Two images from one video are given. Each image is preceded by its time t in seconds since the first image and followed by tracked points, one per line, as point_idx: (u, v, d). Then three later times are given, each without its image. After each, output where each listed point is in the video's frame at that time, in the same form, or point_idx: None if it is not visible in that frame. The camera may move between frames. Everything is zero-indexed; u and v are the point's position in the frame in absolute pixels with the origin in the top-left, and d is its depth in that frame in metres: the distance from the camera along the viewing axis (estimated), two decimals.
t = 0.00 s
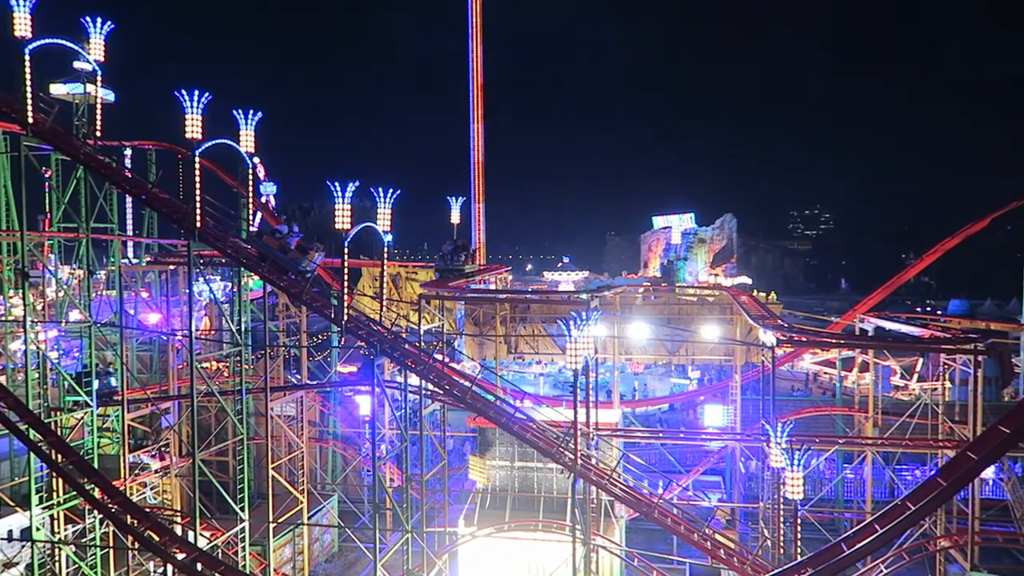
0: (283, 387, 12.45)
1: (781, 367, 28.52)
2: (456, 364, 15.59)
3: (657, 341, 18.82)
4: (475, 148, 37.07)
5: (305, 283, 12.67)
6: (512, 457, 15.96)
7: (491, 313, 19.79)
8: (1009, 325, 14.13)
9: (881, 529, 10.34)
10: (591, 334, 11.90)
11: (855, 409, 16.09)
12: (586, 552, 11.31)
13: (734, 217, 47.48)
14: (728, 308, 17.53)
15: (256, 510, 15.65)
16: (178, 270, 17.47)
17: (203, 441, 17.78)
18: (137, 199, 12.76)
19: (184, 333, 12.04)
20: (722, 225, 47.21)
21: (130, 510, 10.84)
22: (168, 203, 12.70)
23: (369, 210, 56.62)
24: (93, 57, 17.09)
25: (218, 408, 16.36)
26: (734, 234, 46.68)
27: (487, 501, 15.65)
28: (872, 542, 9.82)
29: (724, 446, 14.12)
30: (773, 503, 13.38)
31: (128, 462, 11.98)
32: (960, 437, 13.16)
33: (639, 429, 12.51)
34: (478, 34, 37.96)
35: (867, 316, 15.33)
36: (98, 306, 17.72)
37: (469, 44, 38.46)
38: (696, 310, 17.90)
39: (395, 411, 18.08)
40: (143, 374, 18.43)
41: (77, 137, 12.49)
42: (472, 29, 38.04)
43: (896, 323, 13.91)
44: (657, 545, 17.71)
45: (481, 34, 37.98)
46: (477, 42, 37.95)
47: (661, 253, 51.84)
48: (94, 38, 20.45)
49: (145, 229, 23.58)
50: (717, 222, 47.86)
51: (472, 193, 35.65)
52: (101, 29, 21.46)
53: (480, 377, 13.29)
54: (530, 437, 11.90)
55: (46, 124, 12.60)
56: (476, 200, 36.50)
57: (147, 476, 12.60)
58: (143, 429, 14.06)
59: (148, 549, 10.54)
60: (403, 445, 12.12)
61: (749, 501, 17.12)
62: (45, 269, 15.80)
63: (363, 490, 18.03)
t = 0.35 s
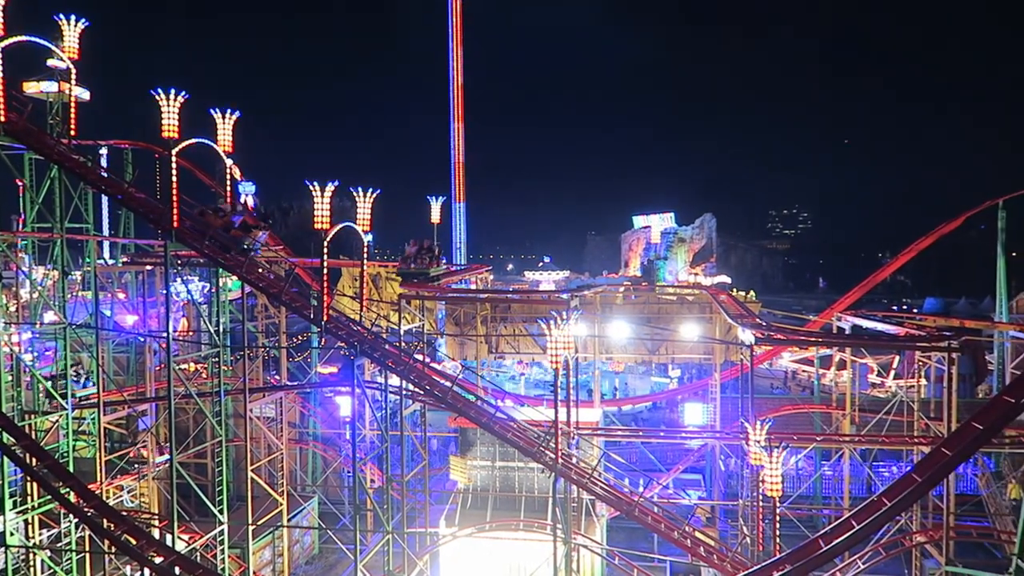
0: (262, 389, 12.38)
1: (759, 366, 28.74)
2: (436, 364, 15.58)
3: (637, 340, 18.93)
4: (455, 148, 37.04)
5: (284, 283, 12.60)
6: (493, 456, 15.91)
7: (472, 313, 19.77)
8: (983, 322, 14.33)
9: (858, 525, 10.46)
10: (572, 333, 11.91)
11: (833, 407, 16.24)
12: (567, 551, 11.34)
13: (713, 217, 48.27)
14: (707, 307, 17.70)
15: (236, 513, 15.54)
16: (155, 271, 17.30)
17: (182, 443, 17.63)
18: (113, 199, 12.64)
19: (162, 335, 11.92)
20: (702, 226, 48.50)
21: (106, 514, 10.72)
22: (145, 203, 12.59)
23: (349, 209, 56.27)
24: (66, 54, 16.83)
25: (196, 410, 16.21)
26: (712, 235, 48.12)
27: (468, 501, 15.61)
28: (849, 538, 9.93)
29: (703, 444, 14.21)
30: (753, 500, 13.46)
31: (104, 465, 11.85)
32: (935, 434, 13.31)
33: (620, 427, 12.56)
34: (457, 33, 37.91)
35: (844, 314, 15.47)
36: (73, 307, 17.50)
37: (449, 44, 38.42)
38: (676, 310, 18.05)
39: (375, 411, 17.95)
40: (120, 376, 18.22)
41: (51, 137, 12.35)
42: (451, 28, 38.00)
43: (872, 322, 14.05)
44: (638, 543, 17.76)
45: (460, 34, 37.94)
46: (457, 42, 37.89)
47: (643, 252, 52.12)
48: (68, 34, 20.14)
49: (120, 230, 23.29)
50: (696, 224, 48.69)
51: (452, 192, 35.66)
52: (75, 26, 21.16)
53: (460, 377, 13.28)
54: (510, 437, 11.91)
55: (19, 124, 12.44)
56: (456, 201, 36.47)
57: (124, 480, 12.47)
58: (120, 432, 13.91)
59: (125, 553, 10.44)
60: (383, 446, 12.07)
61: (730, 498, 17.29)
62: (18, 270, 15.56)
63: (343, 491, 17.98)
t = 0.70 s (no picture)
0: (242, 390, 12.28)
1: (738, 364, 28.98)
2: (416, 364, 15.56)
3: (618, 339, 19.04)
4: (434, 148, 37.04)
5: (262, 284, 12.52)
6: (474, 456, 15.95)
7: (453, 312, 19.71)
8: (957, 319, 14.52)
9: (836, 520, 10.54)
10: (552, 332, 11.91)
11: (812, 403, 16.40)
12: (549, 549, 11.35)
13: (689, 214, 49.01)
14: (687, 306, 17.86)
15: (216, 515, 15.40)
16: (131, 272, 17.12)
17: (160, 446, 17.43)
18: (88, 199, 12.50)
19: (138, 336, 11.76)
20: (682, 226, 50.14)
21: (82, 518, 10.59)
22: (122, 203, 12.55)
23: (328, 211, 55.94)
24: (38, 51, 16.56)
25: (175, 411, 16.03)
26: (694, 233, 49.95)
27: (450, 501, 15.59)
28: (828, 532, 10.00)
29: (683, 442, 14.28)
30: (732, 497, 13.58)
31: (80, 469, 11.67)
32: (911, 429, 13.47)
33: (601, 426, 12.58)
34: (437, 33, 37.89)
35: (822, 311, 15.58)
36: (48, 308, 17.25)
37: (428, 44, 38.43)
38: (656, 308, 18.20)
39: (355, 411, 17.89)
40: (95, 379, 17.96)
41: (25, 136, 12.19)
42: (430, 28, 37.98)
43: (850, 319, 14.20)
44: (620, 541, 17.82)
45: (440, 33, 37.94)
46: (436, 42, 37.89)
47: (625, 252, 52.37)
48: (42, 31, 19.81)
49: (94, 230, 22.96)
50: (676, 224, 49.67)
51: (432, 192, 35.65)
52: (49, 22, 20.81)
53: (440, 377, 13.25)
54: (492, 436, 11.90)
55: None
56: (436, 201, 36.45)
57: (100, 483, 12.30)
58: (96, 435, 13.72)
59: (101, 557, 10.30)
60: (363, 446, 12.04)
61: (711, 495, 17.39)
62: None
63: (323, 492, 17.91)
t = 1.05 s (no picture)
0: (219, 391, 12.19)
1: (716, 361, 29.19)
2: (396, 363, 15.53)
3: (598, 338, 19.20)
4: (413, 147, 36.91)
5: (239, 284, 12.44)
6: (454, 456, 15.98)
7: (433, 311, 19.66)
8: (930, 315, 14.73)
9: (812, 515, 10.64)
10: (531, 331, 11.87)
11: (789, 400, 16.56)
12: (529, 548, 11.37)
13: (669, 214, 49.60)
14: (666, 304, 18.08)
15: (194, 518, 15.27)
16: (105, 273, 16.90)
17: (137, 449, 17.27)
18: (60, 200, 12.35)
19: (112, 338, 11.60)
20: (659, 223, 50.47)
21: (55, 523, 10.41)
22: (95, 204, 12.38)
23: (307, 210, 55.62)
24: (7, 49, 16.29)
25: (151, 413, 15.86)
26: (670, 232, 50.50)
27: (430, 500, 15.55)
28: (805, 528, 10.09)
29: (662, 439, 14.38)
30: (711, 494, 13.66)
31: (54, 473, 11.52)
32: (886, 425, 13.65)
33: (580, 424, 12.61)
34: (415, 31, 37.78)
35: (798, 308, 15.77)
36: (20, 311, 16.97)
37: (406, 42, 38.33)
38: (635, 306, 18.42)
39: (334, 411, 17.84)
40: (68, 382, 17.69)
41: None
42: (408, 26, 37.87)
43: (826, 315, 14.35)
44: (600, 539, 17.87)
45: (417, 31, 37.81)
46: (413, 38, 37.79)
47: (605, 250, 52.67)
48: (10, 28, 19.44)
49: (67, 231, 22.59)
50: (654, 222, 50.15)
51: (410, 191, 35.59)
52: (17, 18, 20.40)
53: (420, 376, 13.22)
54: (471, 435, 11.90)
55: None
56: (415, 199, 36.37)
57: (74, 487, 12.14)
58: (71, 438, 13.54)
59: (76, 563, 10.18)
60: (342, 446, 11.99)
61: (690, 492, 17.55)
62: None
63: (302, 493, 17.85)
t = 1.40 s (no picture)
0: (195, 393, 12.09)
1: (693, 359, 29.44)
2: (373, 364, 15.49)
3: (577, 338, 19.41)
4: (391, 147, 36.81)
5: (215, 285, 12.35)
6: (434, 456, 15.99)
7: (411, 311, 19.69)
8: (902, 314, 15.09)
9: (789, 511, 10.73)
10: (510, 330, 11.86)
11: (766, 397, 16.73)
12: (508, 548, 11.38)
13: (647, 213, 49.96)
14: (644, 303, 18.35)
15: (170, 522, 15.13)
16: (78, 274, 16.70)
17: (111, 453, 17.07)
18: (30, 200, 12.17)
19: (85, 340, 11.47)
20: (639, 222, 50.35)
21: (28, 528, 10.25)
22: (66, 203, 12.21)
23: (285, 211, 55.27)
24: None
25: (126, 416, 15.70)
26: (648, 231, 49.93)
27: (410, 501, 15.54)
28: (783, 523, 10.21)
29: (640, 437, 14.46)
30: (688, 491, 13.76)
31: (25, 477, 11.36)
32: (860, 421, 13.84)
33: (559, 423, 12.66)
34: (392, 29, 37.64)
35: (774, 307, 15.97)
36: None
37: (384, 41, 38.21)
38: (614, 306, 18.67)
39: (312, 412, 17.77)
40: (39, 385, 17.43)
41: None
42: (386, 24, 37.70)
43: (801, 314, 14.51)
44: (580, 537, 17.94)
45: (395, 30, 37.71)
46: (391, 38, 37.70)
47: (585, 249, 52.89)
48: None
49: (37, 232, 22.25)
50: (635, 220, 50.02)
51: (389, 191, 35.53)
52: None
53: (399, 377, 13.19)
54: (450, 435, 11.91)
55: None
56: (393, 199, 36.29)
57: (46, 491, 11.97)
58: (42, 442, 13.37)
59: (48, 568, 10.05)
60: (321, 448, 11.95)
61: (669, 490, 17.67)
62: None
63: (280, 495, 17.76)
